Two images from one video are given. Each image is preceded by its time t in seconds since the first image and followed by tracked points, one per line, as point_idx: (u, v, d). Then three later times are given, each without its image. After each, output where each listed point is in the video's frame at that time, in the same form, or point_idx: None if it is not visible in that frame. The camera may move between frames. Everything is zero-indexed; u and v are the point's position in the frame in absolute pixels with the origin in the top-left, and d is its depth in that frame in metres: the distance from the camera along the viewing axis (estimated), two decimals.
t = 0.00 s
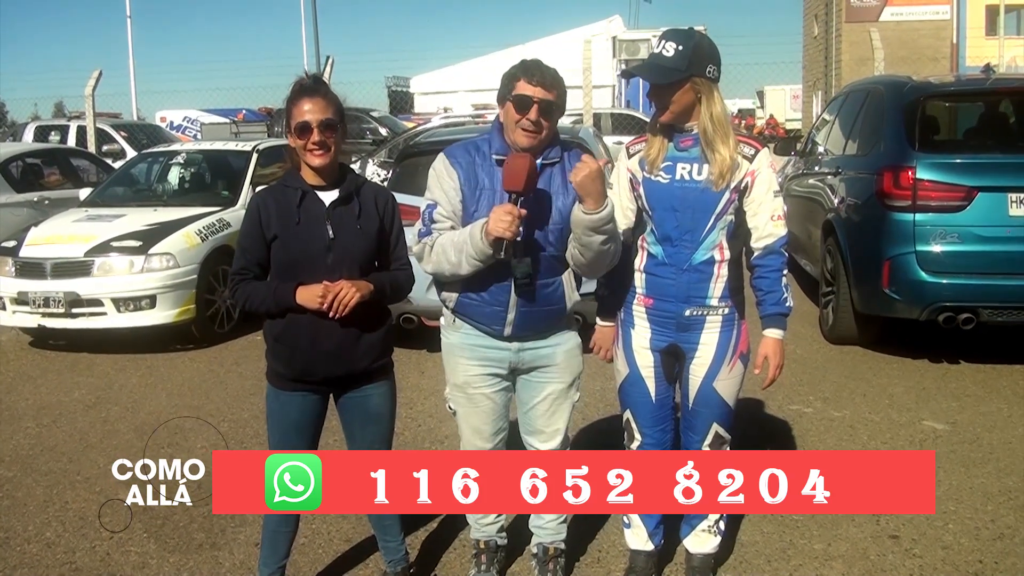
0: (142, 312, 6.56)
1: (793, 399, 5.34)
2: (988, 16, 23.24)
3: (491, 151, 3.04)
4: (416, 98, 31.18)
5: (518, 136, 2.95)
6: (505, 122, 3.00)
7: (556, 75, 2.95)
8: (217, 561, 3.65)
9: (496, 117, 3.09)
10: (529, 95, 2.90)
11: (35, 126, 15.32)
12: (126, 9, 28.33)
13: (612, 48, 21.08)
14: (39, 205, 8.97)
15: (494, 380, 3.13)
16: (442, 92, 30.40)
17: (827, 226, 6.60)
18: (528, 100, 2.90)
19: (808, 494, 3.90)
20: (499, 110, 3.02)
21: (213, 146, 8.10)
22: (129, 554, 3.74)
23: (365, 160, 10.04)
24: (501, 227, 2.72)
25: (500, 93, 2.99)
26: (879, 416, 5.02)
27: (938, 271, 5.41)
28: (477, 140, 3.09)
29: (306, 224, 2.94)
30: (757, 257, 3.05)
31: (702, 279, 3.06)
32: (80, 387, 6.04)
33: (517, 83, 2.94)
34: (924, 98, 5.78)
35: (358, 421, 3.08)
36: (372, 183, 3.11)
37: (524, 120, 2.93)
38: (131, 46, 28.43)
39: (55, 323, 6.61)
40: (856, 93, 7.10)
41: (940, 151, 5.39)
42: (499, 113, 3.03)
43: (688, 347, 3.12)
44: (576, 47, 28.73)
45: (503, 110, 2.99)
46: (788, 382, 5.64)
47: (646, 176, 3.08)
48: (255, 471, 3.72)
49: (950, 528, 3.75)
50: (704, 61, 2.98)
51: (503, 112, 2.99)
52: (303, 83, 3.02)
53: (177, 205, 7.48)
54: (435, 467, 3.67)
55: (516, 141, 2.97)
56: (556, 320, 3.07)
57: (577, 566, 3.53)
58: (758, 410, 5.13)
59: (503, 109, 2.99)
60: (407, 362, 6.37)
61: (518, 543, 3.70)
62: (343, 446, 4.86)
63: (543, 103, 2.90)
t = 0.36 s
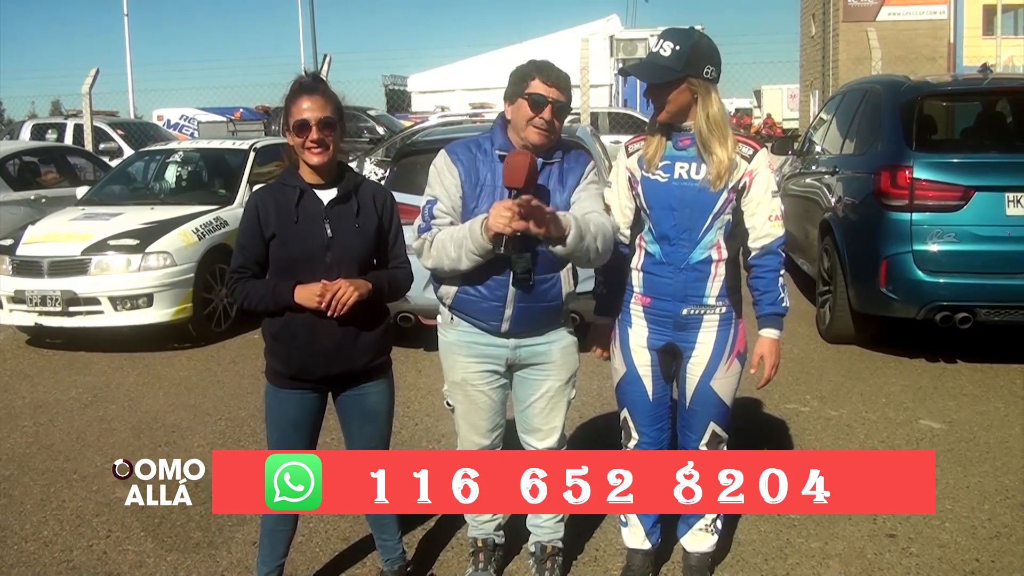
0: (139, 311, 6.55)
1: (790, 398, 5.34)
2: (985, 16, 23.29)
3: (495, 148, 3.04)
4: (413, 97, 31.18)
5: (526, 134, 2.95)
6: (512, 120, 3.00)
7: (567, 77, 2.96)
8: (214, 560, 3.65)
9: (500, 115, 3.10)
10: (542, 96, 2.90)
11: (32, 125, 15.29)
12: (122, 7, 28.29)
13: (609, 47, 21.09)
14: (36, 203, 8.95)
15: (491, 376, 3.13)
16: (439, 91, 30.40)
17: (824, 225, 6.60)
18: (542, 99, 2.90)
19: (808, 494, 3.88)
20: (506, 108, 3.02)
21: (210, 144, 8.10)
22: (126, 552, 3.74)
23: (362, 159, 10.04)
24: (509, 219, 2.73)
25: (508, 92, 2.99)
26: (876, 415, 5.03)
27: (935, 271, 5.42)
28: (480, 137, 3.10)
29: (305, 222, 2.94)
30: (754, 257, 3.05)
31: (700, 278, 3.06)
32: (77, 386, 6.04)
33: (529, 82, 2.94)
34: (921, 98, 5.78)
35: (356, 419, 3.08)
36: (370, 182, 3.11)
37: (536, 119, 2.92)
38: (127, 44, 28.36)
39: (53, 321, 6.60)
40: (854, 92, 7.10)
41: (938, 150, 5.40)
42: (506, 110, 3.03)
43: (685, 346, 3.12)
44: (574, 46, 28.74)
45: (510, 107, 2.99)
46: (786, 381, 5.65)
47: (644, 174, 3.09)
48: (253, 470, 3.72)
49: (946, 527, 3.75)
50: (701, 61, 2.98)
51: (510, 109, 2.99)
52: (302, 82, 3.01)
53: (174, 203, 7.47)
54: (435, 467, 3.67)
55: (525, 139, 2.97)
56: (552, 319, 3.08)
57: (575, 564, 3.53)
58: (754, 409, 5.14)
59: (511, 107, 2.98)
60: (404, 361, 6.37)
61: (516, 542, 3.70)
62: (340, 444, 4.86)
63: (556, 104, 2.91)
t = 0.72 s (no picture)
0: (137, 307, 6.55)
1: (788, 395, 5.34)
2: (984, 13, 23.29)
3: (479, 145, 3.04)
4: (412, 93, 31.15)
5: (506, 129, 2.96)
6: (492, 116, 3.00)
7: (540, 67, 2.96)
8: (212, 556, 3.65)
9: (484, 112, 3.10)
10: (513, 89, 2.90)
11: (29, 120, 15.25)
12: (121, 2, 28.26)
13: (607, 43, 21.08)
14: (34, 199, 8.94)
15: (491, 370, 3.13)
16: (437, 87, 30.38)
17: (822, 222, 6.61)
18: (513, 92, 2.90)
19: (808, 494, 3.89)
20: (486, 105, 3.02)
21: (208, 140, 8.09)
22: (124, 548, 3.73)
23: (361, 155, 10.03)
24: (551, 221, 2.77)
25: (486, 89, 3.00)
26: (874, 412, 5.04)
27: (933, 267, 5.42)
28: (466, 137, 3.09)
29: (304, 218, 2.94)
30: (753, 255, 3.05)
31: (698, 275, 3.06)
32: (75, 382, 6.03)
33: (501, 77, 2.95)
34: (920, 95, 5.78)
35: (354, 416, 3.08)
36: (368, 178, 3.10)
37: (511, 113, 2.93)
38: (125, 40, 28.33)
39: (50, 317, 6.59)
40: (852, 88, 7.10)
41: (937, 147, 5.40)
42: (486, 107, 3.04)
43: (683, 343, 3.12)
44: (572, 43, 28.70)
45: (490, 104, 2.99)
46: (784, 377, 5.65)
47: (645, 171, 3.08)
48: (251, 466, 3.72)
49: (944, 524, 3.76)
50: (699, 58, 2.96)
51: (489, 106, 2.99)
52: (301, 77, 3.01)
53: (172, 199, 7.47)
54: (435, 466, 3.69)
55: (504, 133, 2.98)
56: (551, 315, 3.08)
57: (574, 561, 3.53)
58: (752, 406, 5.14)
59: (489, 104, 2.99)
60: (402, 357, 6.37)
61: (515, 538, 3.71)
62: (339, 441, 4.87)
63: (528, 95, 2.91)
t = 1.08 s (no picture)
0: (140, 303, 6.56)
1: (791, 391, 5.34)
2: (989, 8, 23.23)
3: (477, 141, 3.05)
4: (415, 89, 31.14)
5: (502, 122, 2.97)
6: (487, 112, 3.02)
7: (530, 62, 2.99)
8: (216, 552, 3.66)
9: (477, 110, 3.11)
10: (506, 83, 2.93)
11: (34, 116, 15.28)
12: None
13: (611, 38, 21.05)
14: (38, 196, 8.96)
15: (496, 366, 3.13)
16: (441, 83, 30.36)
17: (826, 218, 6.60)
18: (506, 87, 2.93)
19: (808, 494, 3.85)
20: (480, 101, 3.05)
21: (211, 137, 8.10)
22: (128, 544, 3.75)
23: (364, 151, 10.03)
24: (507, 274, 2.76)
25: (478, 86, 3.03)
26: (877, 408, 5.03)
27: (936, 264, 5.42)
28: (462, 134, 3.11)
29: (306, 216, 2.94)
30: (758, 252, 3.05)
31: (702, 272, 3.06)
32: (79, 378, 6.04)
33: (492, 73, 2.98)
34: (924, 91, 5.80)
35: (355, 413, 3.09)
36: (370, 175, 3.11)
37: (505, 107, 2.95)
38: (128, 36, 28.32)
39: (54, 314, 6.61)
40: (856, 84, 7.08)
41: (940, 142, 5.39)
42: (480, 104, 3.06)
43: (687, 339, 3.12)
44: (576, 39, 28.66)
45: (483, 100, 3.02)
46: (787, 374, 5.65)
47: (649, 167, 3.08)
48: (254, 462, 3.73)
49: (947, 520, 3.76)
50: (705, 54, 2.97)
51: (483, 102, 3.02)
52: (303, 75, 3.01)
53: (175, 195, 7.47)
54: (435, 466, 3.67)
55: (500, 127, 2.99)
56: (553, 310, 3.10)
57: (576, 558, 3.53)
58: (755, 402, 5.14)
59: (483, 100, 3.02)
60: (405, 354, 6.38)
61: (519, 531, 3.74)
62: (341, 437, 4.88)
63: (521, 89, 2.94)
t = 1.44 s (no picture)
0: (144, 308, 6.57)
1: (794, 394, 5.34)
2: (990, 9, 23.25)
3: (465, 148, 3.06)
4: (417, 93, 31.17)
5: (488, 130, 2.99)
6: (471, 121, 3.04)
7: (508, 67, 3.01)
8: (219, 556, 3.66)
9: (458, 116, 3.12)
10: (489, 90, 2.95)
11: (36, 122, 15.30)
12: (126, 4, 28.35)
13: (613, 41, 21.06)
14: (41, 201, 8.97)
15: (502, 370, 3.14)
16: (443, 86, 30.39)
17: (828, 220, 6.60)
18: (489, 94, 2.95)
19: (808, 494, 3.86)
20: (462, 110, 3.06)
21: (214, 141, 8.11)
22: (131, 548, 3.75)
23: (366, 155, 10.04)
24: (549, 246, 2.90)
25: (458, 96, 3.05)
26: (880, 410, 5.03)
27: (939, 266, 5.41)
28: (445, 142, 3.12)
29: (310, 220, 2.95)
30: (762, 254, 3.05)
31: (708, 275, 3.06)
32: (82, 382, 6.05)
33: (472, 81, 3.00)
34: (925, 92, 5.79)
35: (359, 417, 3.09)
36: (373, 179, 3.11)
37: (490, 114, 2.97)
38: (131, 40, 28.37)
39: (58, 318, 6.62)
40: (858, 86, 7.08)
41: (943, 144, 5.39)
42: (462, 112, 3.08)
43: (692, 342, 3.13)
44: (578, 42, 28.67)
45: (466, 108, 3.05)
46: (790, 376, 5.65)
47: (654, 174, 3.07)
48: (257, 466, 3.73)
49: (950, 523, 3.75)
50: (730, 53, 3.00)
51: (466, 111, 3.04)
52: (306, 79, 3.01)
53: (178, 200, 7.48)
54: (435, 466, 3.66)
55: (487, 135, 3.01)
56: (555, 308, 3.17)
57: (580, 562, 3.53)
58: (758, 405, 5.14)
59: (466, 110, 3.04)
60: (408, 357, 6.38)
61: (520, 533, 3.74)
62: (344, 441, 4.88)
63: (504, 94, 2.96)
